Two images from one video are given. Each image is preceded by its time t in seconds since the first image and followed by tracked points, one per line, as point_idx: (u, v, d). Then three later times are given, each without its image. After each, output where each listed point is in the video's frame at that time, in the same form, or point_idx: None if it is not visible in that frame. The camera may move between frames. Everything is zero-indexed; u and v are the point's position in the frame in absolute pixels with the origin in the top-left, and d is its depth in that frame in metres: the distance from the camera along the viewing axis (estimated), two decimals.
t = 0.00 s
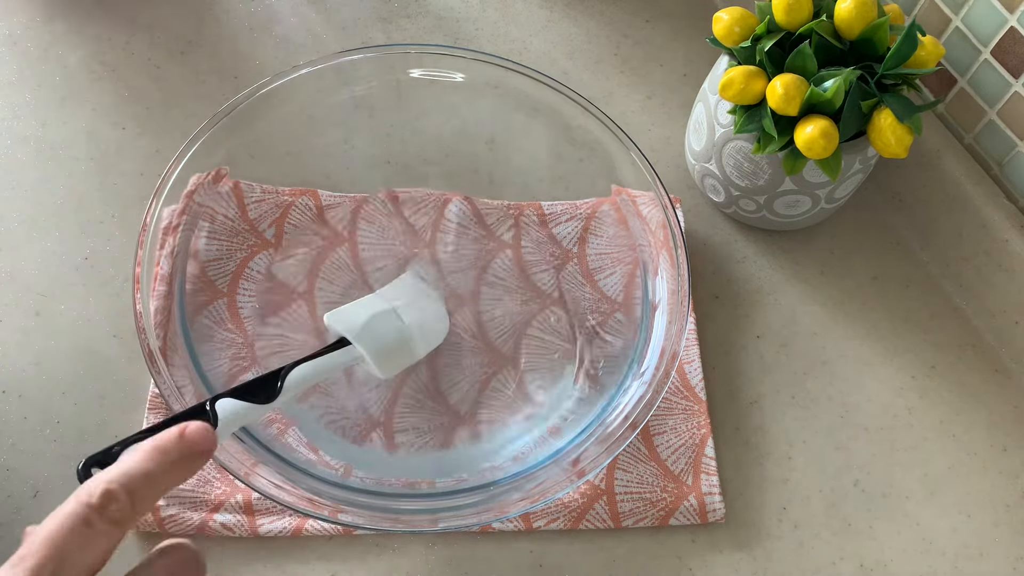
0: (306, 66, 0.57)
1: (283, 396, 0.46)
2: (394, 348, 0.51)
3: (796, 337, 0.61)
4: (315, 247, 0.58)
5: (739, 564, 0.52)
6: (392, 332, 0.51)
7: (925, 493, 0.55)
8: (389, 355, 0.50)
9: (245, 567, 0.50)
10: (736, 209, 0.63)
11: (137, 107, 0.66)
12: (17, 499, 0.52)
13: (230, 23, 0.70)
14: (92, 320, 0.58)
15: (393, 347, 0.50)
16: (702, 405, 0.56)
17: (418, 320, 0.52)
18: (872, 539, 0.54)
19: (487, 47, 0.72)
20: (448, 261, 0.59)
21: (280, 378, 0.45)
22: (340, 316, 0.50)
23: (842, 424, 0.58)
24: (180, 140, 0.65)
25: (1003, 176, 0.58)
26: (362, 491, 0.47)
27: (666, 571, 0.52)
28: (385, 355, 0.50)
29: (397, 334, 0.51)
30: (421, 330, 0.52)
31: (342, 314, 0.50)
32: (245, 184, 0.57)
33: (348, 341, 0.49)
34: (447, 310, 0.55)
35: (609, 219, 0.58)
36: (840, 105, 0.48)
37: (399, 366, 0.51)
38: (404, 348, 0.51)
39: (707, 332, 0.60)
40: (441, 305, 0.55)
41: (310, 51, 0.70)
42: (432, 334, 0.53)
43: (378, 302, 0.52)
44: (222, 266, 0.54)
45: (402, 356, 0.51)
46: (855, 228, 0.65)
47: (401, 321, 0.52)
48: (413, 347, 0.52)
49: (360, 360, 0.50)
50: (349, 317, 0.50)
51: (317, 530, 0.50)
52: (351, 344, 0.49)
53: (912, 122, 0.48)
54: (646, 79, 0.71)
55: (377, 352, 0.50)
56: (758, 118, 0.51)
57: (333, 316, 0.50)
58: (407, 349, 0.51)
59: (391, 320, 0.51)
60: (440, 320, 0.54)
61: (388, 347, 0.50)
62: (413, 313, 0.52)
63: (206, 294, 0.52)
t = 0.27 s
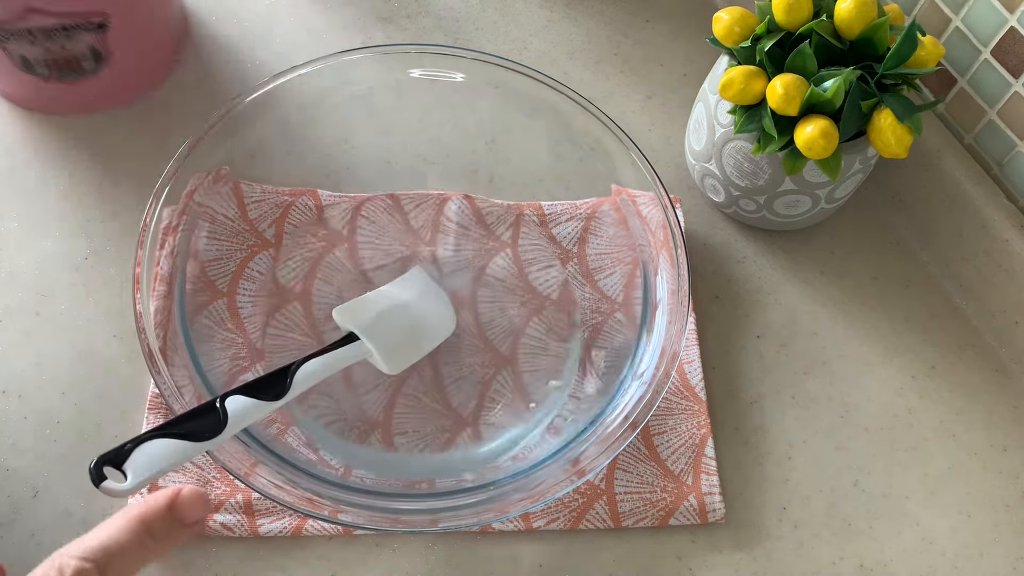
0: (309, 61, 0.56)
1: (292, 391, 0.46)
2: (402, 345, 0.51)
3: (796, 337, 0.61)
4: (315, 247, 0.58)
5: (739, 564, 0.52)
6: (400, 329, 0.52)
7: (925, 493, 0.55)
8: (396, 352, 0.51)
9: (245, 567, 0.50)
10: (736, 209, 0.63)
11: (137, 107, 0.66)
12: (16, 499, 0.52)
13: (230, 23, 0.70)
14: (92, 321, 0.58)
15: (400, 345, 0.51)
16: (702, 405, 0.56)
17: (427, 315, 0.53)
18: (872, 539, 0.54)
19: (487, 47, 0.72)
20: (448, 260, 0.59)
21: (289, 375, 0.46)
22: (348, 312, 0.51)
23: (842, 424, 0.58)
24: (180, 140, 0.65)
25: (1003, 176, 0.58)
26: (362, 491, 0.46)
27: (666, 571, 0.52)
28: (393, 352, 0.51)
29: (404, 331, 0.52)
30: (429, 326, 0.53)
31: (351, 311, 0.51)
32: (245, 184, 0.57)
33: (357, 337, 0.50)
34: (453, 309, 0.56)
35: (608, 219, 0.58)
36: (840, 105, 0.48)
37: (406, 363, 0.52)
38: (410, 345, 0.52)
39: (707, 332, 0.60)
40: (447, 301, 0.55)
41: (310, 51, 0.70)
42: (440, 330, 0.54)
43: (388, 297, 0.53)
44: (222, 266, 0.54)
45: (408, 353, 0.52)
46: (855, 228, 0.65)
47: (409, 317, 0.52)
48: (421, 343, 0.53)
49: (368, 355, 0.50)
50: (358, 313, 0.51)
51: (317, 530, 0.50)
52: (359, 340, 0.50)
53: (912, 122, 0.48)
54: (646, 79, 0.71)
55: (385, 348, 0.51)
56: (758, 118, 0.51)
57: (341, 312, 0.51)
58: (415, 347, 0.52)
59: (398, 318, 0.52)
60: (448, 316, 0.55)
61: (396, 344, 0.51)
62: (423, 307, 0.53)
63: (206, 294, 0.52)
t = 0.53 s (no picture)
0: (316, 61, 0.55)
1: (294, 389, 0.46)
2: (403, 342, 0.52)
3: (797, 337, 0.61)
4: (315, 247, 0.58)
5: (739, 564, 0.52)
6: (402, 325, 0.52)
7: (926, 493, 0.55)
8: (397, 348, 0.51)
9: (245, 567, 0.50)
10: (736, 209, 0.63)
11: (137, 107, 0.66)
12: (16, 499, 0.52)
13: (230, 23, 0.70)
14: (93, 320, 0.58)
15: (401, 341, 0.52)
16: (702, 404, 0.56)
17: (429, 311, 0.54)
18: (872, 539, 0.54)
19: (487, 47, 0.72)
20: (449, 260, 0.59)
21: (290, 373, 0.46)
22: (349, 312, 0.52)
23: (842, 424, 0.58)
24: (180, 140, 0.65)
25: (1003, 176, 0.58)
26: (361, 491, 0.46)
27: (666, 571, 0.52)
28: (395, 348, 0.51)
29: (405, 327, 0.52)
30: (431, 321, 0.54)
31: (352, 310, 0.52)
32: (245, 184, 0.57)
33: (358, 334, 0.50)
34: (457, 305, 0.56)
35: (608, 219, 0.58)
36: (840, 105, 0.48)
37: (409, 360, 0.52)
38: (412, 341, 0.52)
39: (708, 332, 0.60)
40: (450, 296, 0.56)
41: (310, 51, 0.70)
42: (444, 326, 0.54)
43: (389, 295, 0.53)
44: (222, 266, 0.54)
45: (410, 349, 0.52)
46: (855, 228, 0.65)
47: (410, 313, 0.53)
48: (424, 339, 0.53)
49: (371, 353, 0.51)
50: (359, 312, 0.51)
51: (317, 530, 0.50)
52: (361, 338, 0.50)
53: (912, 122, 0.48)
54: (646, 79, 0.71)
55: (387, 345, 0.51)
56: (758, 118, 0.51)
57: (342, 312, 0.51)
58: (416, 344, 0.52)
59: (398, 314, 0.52)
60: (451, 313, 0.55)
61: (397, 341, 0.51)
62: (424, 305, 0.54)
63: (206, 294, 0.52)
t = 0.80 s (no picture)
0: (318, 61, 0.55)
1: (296, 388, 0.46)
2: (404, 340, 0.52)
3: (797, 337, 0.61)
4: (315, 247, 0.58)
5: (739, 564, 0.52)
6: (402, 325, 0.52)
7: (926, 493, 0.55)
8: (398, 346, 0.51)
9: (244, 567, 0.50)
10: (736, 209, 0.63)
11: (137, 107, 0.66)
12: (16, 499, 0.52)
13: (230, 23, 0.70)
14: (93, 320, 0.58)
15: (401, 339, 0.52)
16: (702, 404, 0.56)
17: (429, 311, 0.54)
18: (872, 539, 0.54)
19: (487, 47, 0.72)
20: (448, 260, 0.59)
21: (293, 371, 0.46)
22: (349, 311, 0.51)
23: (842, 424, 0.58)
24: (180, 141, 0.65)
25: (1003, 176, 0.58)
26: (361, 491, 0.46)
27: (666, 571, 0.52)
28: (395, 347, 0.51)
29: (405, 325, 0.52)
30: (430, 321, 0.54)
31: (353, 309, 0.52)
32: (245, 184, 0.57)
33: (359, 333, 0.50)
34: (457, 304, 0.56)
35: (609, 219, 0.58)
36: (840, 105, 0.48)
37: (409, 359, 0.52)
38: (412, 340, 0.52)
39: (707, 332, 0.60)
40: (450, 294, 0.56)
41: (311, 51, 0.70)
42: (444, 325, 0.54)
43: (388, 295, 0.53)
44: (222, 267, 0.54)
45: (411, 347, 0.52)
46: (855, 228, 0.65)
47: (411, 313, 0.53)
48: (423, 338, 0.53)
49: (371, 352, 0.51)
50: (360, 312, 0.51)
51: (316, 530, 0.50)
52: (362, 338, 0.50)
53: (912, 122, 0.48)
54: (646, 79, 0.71)
55: (388, 344, 0.51)
56: (758, 118, 0.51)
57: (342, 311, 0.51)
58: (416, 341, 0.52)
59: (398, 312, 0.52)
60: (451, 312, 0.55)
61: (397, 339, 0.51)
62: (425, 303, 0.54)
63: (207, 294, 0.52)
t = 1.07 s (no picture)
0: (318, 61, 0.55)
1: (297, 387, 0.46)
2: (404, 340, 0.52)
3: (797, 337, 0.61)
4: (315, 246, 0.58)
5: (739, 564, 0.52)
6: (402, 325, 0.52)
7: (925, 493, 0.55)
8: (397, 346, 0.51)
9: (245, 567, 0.50)
10: (736, 209, 0.63)
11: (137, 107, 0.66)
12: (17, 499, 0.52)
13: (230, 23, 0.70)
14: (93, 320, 0.58)
15: (402, 340, 0.52)
16: (702, 404, 0.56)
17: (429, 310, 0.54)
18: (871, 539, 0.54)
19: (487, 47, 0.72)
20: (448, 260, 0.59)
21: (293, 371, 0.46)
22: (349, 311, 0.52)
23: (842, 424, 0.58)
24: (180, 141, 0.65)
25: (1003, 176, 0.58)
26: (361, 491, 0.46)
27: (666, 571, 0.52)
28: (395, 347, 0.51)
29: (404, 325, 0.52)
30: (431, 320, 0.54)
31: (352, 309, 0.52)
32: (245, 185, 0.57)
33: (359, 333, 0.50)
34: (459, 305, 0.56)
35: (609, 219, 0.58)
36: (840, 105, 0.48)
37: (410, 359, 0.52)
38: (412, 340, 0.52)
39: (707, 331, 0.60)
40: (451, 294, 0.56)
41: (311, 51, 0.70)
42: (444, 324, 0.54)
43: (388, 295, 0.53)
44: (222, 266, 0.54)
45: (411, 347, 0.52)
46: (855, 228, 0.65)
47: (411, 312, 0.53)
48: (424, 337, 0.53)
49: (372, 353, 0.51)
50: (360, 312, 0.52)
51: (317, 530, 0.50)
52: (362, 337, 0.50)
53: (912, 122, 0.48)
54: (646, 79, 0.71)
55: (388, 344, 0.51)
56: (758, 118, 0.51)
57: (343, 311, 0.51)
58: (416, 342, 0.52)
59: (398, 313, 0.53)
60: (451, 312, 0.55)
61: (397, 340, 0.52)
62: (424, 303, 0.54)
63: (206, 294, 0.52)
